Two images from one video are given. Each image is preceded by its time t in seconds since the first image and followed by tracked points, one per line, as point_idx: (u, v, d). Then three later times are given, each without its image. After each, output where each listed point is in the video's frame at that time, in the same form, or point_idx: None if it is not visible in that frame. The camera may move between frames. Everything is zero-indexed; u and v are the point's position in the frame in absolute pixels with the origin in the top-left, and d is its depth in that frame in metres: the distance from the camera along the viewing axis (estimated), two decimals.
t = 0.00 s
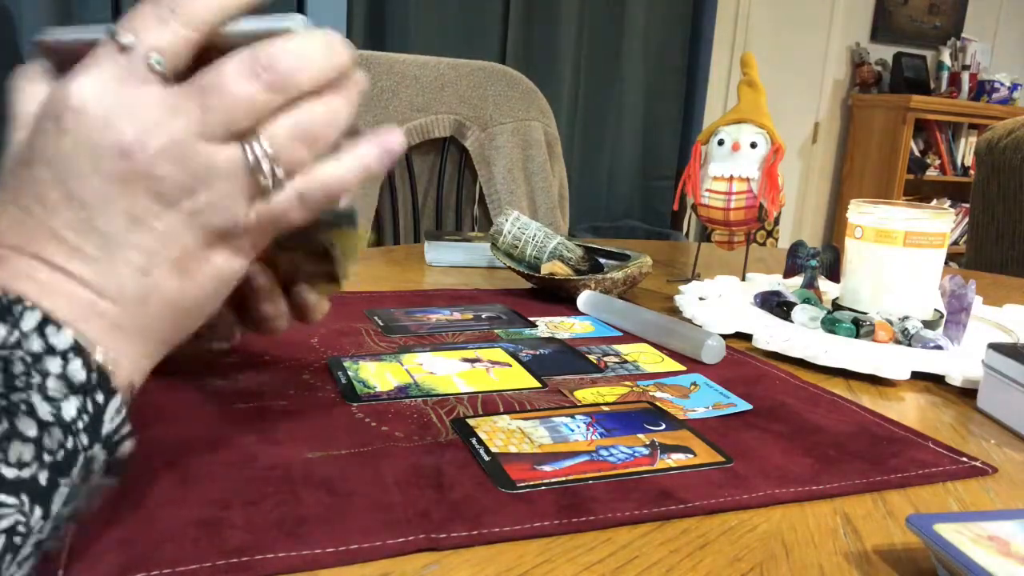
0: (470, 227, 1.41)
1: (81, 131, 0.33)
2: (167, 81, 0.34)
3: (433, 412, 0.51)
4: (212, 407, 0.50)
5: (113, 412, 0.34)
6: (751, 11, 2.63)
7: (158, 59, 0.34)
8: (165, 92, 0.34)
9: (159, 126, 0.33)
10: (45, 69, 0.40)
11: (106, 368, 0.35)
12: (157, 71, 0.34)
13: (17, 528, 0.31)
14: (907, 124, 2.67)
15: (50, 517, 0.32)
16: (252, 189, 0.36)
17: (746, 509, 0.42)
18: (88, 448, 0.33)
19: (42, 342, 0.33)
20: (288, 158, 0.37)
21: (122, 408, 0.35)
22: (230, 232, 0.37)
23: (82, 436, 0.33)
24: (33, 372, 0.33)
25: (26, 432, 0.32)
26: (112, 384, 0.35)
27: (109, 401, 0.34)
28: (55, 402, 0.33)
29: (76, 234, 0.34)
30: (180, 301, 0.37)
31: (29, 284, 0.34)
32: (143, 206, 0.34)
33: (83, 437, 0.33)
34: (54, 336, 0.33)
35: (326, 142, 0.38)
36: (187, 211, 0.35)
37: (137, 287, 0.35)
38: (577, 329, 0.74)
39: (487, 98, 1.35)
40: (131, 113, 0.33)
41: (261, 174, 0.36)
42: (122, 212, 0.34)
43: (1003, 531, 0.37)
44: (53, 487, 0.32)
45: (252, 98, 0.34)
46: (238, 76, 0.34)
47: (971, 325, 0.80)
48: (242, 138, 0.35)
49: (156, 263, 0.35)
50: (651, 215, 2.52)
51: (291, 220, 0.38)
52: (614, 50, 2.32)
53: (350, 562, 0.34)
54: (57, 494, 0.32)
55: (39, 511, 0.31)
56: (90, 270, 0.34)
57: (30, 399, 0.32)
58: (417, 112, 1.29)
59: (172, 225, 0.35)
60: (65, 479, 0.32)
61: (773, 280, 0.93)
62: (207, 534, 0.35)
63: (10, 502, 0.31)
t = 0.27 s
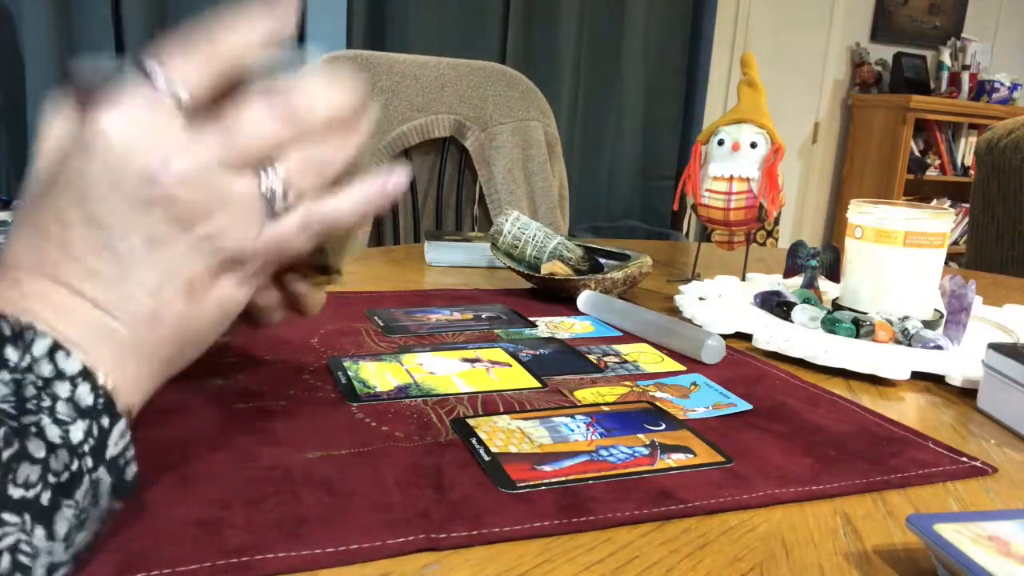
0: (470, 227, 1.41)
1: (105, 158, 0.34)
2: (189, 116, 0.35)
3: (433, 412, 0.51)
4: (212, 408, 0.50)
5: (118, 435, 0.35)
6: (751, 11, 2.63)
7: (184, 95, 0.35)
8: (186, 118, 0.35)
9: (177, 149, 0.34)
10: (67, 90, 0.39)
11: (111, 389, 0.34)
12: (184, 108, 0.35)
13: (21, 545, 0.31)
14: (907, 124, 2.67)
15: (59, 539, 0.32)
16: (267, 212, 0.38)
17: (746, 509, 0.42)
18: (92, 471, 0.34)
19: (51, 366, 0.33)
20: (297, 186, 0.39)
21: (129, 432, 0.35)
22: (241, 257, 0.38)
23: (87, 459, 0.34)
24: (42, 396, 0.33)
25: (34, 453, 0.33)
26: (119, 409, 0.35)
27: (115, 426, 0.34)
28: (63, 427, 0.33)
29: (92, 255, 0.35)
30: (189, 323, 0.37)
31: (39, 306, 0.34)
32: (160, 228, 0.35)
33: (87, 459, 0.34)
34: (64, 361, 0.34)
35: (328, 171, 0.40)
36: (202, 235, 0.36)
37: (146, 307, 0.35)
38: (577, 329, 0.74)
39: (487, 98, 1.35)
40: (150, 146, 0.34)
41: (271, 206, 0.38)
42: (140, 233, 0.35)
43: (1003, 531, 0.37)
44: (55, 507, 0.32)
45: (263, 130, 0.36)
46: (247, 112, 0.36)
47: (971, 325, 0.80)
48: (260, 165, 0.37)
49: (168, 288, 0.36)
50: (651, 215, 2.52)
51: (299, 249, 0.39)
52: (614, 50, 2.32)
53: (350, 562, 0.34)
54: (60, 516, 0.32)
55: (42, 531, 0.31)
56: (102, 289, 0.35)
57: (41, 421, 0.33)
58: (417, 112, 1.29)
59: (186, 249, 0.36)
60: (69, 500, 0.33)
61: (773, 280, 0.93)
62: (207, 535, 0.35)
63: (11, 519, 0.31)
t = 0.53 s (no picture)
0: (470, 227, 1.41)
1: (120, 167, 0.37)
2: (202, 132, 0.38)
3: (433, 412, 0.51)
4: (211, 408, 0.50)
5: (115, 429, 0.34)
6: (751, 10, 2.63)
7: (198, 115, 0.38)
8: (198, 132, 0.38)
9: (187, 160, 0.37)
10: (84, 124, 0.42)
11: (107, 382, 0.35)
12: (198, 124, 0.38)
13: (23, 529, 0.31)
14: (907, 124, 2.67)
15: (60, 529, 0.32)
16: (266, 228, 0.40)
17: (746, 508, 0.42)
18: (92, 461, 0.34)
19: (49, 359, 0.34)
20: (297, 206, 0.41)
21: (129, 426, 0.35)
22: (241, 267, 0.40)
23: (87, 449, 0.33)
24: (42, 388, 0.33)
25: (35, 440, 0.32)
26: (117, 403, 0.35)
27: (113, 419, 0.34)
28: (63, 417, 0.33)
29: (99, 255, 0.36)
30: (186, 325, 0.38)
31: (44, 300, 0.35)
32: (164, 231, 0.37)
33: (85, 450, 0.33)
34: (61, 354, 0.34)
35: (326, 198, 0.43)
36: (204, 243, 0.38)
37: (146, 305, 0.36)
38: (577, 329, 0.74)
39: (487, 98, 1.35)
40: (162, 154, 0.37)
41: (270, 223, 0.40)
42: (145, 235, 0.37)
43: (1003, 531, 0.37)
44: (56, 495, 0.32)
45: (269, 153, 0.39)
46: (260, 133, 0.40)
47: (971, 325, 0.80)
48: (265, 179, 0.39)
49: (169, 287, 0.37)
50: (651, 215, 2.52)
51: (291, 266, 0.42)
52: (614, 50, 2.32)
53: (351, 562, 0.34)
54: (62, 504, 0.32)
55: (42, 518, 0.32)
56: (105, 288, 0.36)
57: (41, 410, 0.33)
58: (416, 112, 1.29)
59: (189, 255, 0.38)
60: (69, 489, 0.33)
61: (773, 280, 0.93)
62: (207, 534, 0.35)
63: (17, 506, 0.31)
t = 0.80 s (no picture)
0: (470, 227, 1.41)
1: (120, 200, 0.39)
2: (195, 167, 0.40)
3: (433, 412, 0.51)
4: (212, 408, 0.50)
5: (113, 447, 0.35)
6: (751, 10, 2.63)
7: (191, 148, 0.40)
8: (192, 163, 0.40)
9: (182, 187, 0.39)
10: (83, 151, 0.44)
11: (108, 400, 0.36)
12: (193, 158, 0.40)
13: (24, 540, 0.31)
14: (907, 124, 2.67)
15: (56, 540, 0.32)
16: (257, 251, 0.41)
17: (746, 508, 0.42)
18: (92, 478, 0.34)
19: (55, 377, 0.34)
20: (286, 231, 0.42)
21: (123, 445, 0.36)
22: (229, 289, 0.40)
23: (86, 466, 0.34)
24: (47, 404, 0.33)
25: (38, 454, 0.32)
26: (113, 424, 0.36)
27: (110, 438, 0.35)
28: (66, 432, 0.33)
29: (100, 276, 0.37)
30: (181, 344, 0.38)
31: (45, 315, 0.36)
32: (161, 253, 0.38)
33: (86, 466, 0.34)
34: (67, 373, 0.34)
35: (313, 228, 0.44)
36: (198, 264, 0.39)
37: (143, 321, 0.37)
38: (577, 329, 0.74)
39: (487, 98, 1.35)
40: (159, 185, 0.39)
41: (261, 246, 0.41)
42: (141, 256, 0.38)
43: (1003, 531, 0.37)
44: (54, 508, 0.32)
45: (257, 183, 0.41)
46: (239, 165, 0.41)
47: (971, 325, 0.80)
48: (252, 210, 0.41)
49: (165, 305, 0.38)
50: (651, 215, 2.52)
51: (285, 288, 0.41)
52: (614, 50, 2.32)
53: (351, 562, 0.34)
54: (60, 517, 0.32)
55: (41, 531, 0.32)
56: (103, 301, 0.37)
57: (44, 424, 0.33)
58: (416, 112, 1.29)
59: (185, 278, 0.39)
60: (68, 503, 0.33)
61: (773, 280, 0.93)
62: (207, 534, 0.35)
63: (17, 518, 0.31)
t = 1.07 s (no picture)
0: (470, 227, 1.41)
1: (114, 203, 0.39)
2: (192, 182, 0.40)
3: (433, 412, 0.51)
4: (211, 407, 0.50)
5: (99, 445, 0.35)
6: (751, 11, 2.63)
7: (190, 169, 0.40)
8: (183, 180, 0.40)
9: (175, 196, 0.39)
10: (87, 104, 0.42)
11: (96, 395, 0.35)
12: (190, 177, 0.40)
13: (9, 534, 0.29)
14: (907, 124, 2.67)
15: (43, 538, 0.31)
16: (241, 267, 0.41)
17: (746, 508, 0.42)
18: (79, 472, 0.33)
19: (43, 373, 0.34)
20: (279, 240, 0.42)
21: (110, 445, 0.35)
22: (226, 292, 0.40)
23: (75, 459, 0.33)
24: (34, 399, 0.33)
25: (24, 448, 0.31)
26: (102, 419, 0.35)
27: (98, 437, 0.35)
28: (53, 427, 0.33)
29: (90, 276, 0.37)
30: (172, 343, 0.39)
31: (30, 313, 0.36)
32: (154, 254, 0.38)
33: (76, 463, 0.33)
34: (55, 370, 0.34)
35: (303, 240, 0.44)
36: (190, 268, 0.39)
37: (131, 321, 0.37)
38: (577, 329, 0.74)
39: (487, 98, 1.35)
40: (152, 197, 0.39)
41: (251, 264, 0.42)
42: (135, 258, 0.38)
43: (1004, 531, 0.37)
44: (43, 504, 0.31)
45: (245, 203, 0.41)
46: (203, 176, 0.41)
47: (971, 325, 0.80)
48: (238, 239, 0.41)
49: (156, 308, 0.38)
50: (651, 215, 2.52)
51: (274, 296, 0.42)
52: (614, 51, 2.32)
53: (351, 562, 0.34)
54: (48, 513, 0.31)
55: (28, 525, 0.30)
56: (97, 302, 0.37)
57: (32, 420, 0.32)
58: (416, 112, 1.29)
59: (175, 279, 0.39)
60: (56, 497, 0.32)
61: (773, 280, 0.93)
62: (207, 534, 0.35)
63: (5, 512, 0.30)
